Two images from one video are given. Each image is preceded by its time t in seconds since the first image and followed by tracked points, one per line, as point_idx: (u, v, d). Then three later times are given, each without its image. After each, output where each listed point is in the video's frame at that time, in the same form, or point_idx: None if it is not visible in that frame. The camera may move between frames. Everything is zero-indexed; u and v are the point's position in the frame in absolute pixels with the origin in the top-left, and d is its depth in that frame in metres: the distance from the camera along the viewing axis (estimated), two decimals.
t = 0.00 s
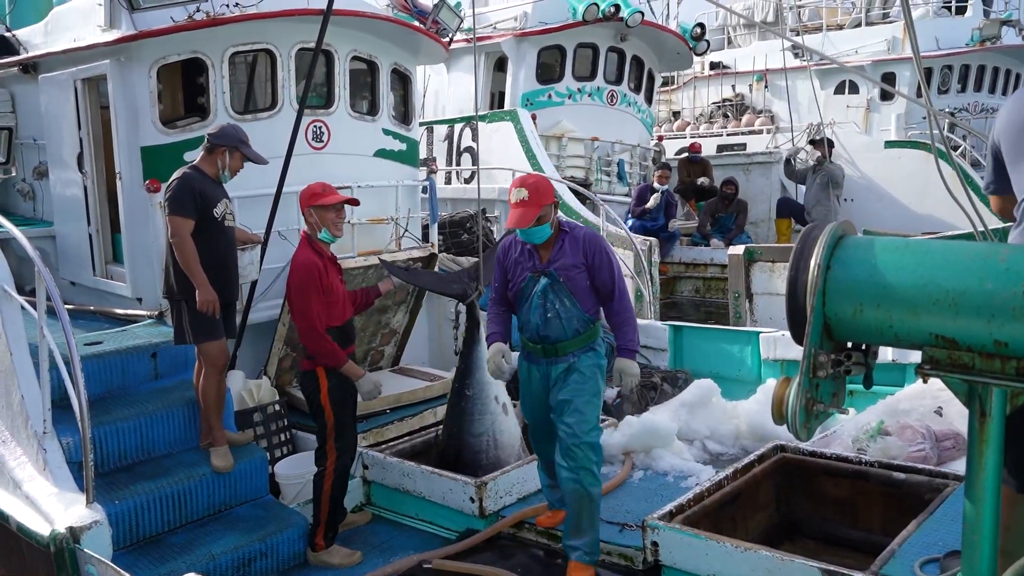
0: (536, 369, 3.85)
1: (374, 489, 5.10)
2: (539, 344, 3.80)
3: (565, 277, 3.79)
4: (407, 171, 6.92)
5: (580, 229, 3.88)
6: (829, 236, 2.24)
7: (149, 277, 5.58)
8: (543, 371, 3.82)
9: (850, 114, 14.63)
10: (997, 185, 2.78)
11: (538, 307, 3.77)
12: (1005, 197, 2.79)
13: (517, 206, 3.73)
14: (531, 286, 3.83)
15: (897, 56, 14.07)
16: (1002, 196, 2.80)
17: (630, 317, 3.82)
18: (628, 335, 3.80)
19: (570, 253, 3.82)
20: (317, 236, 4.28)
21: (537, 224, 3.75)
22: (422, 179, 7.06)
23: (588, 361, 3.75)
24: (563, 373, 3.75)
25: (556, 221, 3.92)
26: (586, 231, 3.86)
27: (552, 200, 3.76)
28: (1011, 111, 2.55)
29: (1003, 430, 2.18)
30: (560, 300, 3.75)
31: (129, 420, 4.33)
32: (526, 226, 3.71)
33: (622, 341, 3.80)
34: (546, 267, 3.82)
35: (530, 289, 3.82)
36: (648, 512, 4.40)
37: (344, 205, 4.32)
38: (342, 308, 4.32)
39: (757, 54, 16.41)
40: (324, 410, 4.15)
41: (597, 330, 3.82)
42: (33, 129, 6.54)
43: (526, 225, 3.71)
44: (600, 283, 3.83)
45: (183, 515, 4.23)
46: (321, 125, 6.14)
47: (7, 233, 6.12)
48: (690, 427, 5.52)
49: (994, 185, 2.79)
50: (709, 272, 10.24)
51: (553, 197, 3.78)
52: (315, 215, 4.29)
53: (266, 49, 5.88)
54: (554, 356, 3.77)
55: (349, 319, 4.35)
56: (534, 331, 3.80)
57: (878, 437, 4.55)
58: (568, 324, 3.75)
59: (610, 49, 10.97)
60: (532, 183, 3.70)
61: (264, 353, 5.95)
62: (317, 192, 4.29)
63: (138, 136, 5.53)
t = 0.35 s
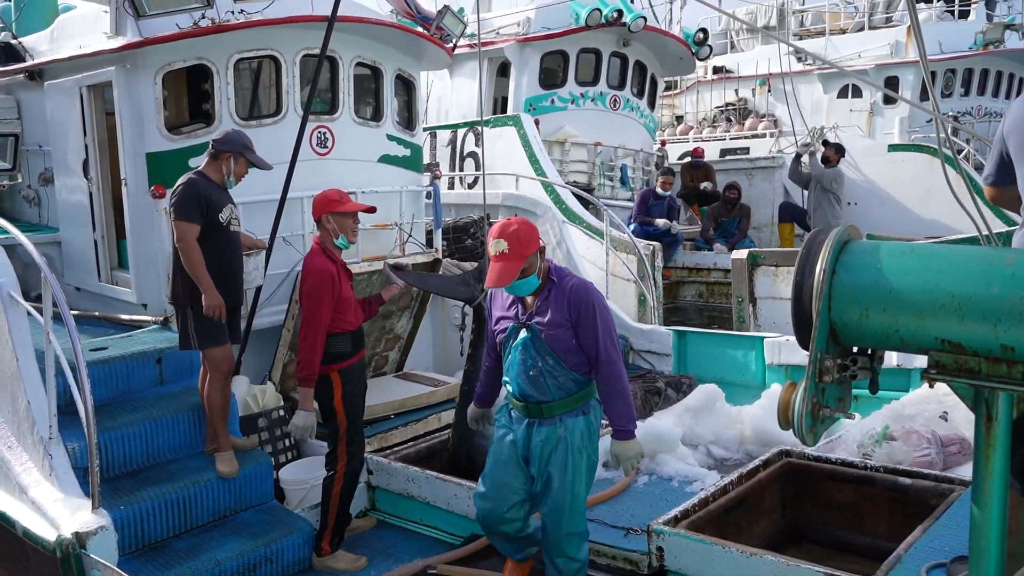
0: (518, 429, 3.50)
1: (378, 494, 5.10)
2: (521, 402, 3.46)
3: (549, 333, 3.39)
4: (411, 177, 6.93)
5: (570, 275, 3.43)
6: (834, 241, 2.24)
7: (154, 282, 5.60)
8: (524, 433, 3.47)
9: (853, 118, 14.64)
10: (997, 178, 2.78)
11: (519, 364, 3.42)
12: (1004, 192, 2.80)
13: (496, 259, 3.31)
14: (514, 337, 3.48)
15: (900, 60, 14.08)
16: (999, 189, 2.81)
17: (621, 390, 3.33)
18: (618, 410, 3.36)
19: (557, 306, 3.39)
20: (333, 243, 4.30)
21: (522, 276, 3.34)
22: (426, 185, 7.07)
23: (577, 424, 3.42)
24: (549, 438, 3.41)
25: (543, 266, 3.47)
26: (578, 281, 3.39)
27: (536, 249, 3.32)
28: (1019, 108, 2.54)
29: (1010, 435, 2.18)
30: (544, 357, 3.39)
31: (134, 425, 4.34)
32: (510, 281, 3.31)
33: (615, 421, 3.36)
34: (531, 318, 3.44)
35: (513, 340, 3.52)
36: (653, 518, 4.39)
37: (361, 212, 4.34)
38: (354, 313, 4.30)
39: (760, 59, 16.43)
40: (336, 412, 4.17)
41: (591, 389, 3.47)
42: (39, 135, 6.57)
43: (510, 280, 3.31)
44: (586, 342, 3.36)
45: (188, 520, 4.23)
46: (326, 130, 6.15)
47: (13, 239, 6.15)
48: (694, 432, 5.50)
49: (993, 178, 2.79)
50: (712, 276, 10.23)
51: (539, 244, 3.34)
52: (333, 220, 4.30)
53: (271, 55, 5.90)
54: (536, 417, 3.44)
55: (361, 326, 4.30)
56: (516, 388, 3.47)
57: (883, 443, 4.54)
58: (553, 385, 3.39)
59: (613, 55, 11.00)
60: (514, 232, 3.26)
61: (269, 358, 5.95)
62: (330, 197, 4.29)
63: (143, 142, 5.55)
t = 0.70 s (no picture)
0: (506, 466, 3.15)
1: (383, 497, 5.10)
2: (508, 435, 3.12)
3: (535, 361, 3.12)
4: (414, 179, 6.94)
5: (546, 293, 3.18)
6: (840, 242, 2.24)
7: (159, 286, 5.61)
8: (515, 469, 3.15)
9: (856, 119, 14.64)
10: (992, 178, 2.69)
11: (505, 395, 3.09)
12: (991, 196, 2.73)
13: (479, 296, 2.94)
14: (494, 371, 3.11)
15: (903, 61, 14.08)
16: (986, 191, 2.73)
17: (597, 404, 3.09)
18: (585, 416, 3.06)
19: (541, 329, 3.11)
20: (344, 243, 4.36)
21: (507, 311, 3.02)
22: (430, 187, 7.08)
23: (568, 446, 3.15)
24: (545, 468, 3.14)
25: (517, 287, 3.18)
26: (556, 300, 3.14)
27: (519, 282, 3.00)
28: None
29: (1017, 435, 2.18)
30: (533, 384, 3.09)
31: (140, 428, 4.35)
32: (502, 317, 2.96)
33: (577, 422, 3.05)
34: (512, 344, 3.11)
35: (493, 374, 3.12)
36: (658, 520, 4.39)
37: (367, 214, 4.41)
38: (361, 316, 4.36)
39: (763, 60, 16.43)
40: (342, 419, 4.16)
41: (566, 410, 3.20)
42: (43, 139, 6.59)
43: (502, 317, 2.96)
44: (570, 361, 3.13)
45: (193, 523, 4.24)
46: (330, 134, 6.17)
47: (18, 242, 6.16)
48: (699, 434, 5.50)
49: (988, 178, 2.71)
50: (715, 278, 10.23)
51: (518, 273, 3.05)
52: (344, 222, 4.35)
53: (275, 58, 5.92)
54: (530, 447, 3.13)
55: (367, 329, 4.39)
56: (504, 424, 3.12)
57: (889, 444, 4.53)
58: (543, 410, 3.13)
59: (615, 56, 11.00)
60: (501, 264, 2.95)
61: (273, 362, 5.96)
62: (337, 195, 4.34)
63: (147, 146, 5.56)
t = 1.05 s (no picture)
0: (508, 484, 3.04)
1: (385, 495, 5.10)
2: (511, 452, 3.03)
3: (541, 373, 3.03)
4: (415, 177, 6.94)
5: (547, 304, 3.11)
6: (843, 238, 2.24)
7: (160, 284, 5.61)
8: (517, 486, 3.04)
9: (856, 115, 14.64)
10: (983, 174, 2.68)
11: (509, 411, 2.99)
12: (978, 191, 2.72)
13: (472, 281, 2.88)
14: (494, 384, 2.99)
15: (904, 57, 14.08)
16: (974, 186, 2.72)
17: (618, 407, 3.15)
18: (617, 421, 3.13)
19: (547, 341, 3.04)
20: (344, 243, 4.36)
21: (498, 308, 2.90)
22: (430, 185, 7.08)
23: (573, 457, 3.07)
24: (546, 481, 3.04)
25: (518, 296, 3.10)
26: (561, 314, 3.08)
27: (514, 278, 2.90)
28: None
29: (1021, 431, 2.18)
30: (537, 398, 3.01)
31: (142, 426, 4.35)
32: (487, 308, 2.85)
33: (615, 431, 3.12)
34: (516, 357, 3.02)
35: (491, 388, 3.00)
36: (660, 517, 4.39)
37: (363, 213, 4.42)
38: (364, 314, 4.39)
39: (763, 56, 16.42)
40: (352, 419, 4.16)
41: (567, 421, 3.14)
42: (43, 138, 6.58)
43: (487, 308, 2.86)
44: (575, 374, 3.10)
45: (196, 521, 4.24)
46: (330, 131, 6.16)
47: (19, 241, 6.17)
48: (700, 431, 5.50)
49: (978, 174, 2.69)
50: (715, 275, 10.22)
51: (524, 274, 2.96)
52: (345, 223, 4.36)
53: (275, 56, 5.91)
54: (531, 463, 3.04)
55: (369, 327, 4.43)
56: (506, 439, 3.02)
57: (891, 440, 4.54)
58: (548, 424, 3.04)
59: (615, 54, 10.99)
60: (503, 253, 2.90)
61: (275, 360, 5.96)
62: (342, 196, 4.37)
63: (147, 144, 5.56)
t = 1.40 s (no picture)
0: (536, 477, 2.87)
1: (387, 491, 5.11)
2: (547, 444, 2.86)
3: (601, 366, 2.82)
4: (417, 174, 6.93)
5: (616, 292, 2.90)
6: (849, 233, 2.23)
7: (162, 281, 5.60)
8: (545, 480, 2.87)
9: (857, 111, 14.63)
10: (978, 172, 2.64)
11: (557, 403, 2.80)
12: (973, 189, 2.67)
13: (526, 232, 2.74)
14: (545, 374, 2.77)
15: (904, 53, 14.07)
16: (969, 184, 2.67)
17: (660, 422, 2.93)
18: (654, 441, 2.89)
19: (608, 333, 2.82)
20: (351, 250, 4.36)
21: (548, 272, 2.69)
22: (432, 181, 7.07)
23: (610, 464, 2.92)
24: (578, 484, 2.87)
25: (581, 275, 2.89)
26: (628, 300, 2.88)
27: (570, 238, 2.73)
28: None
29: None
30: (589, 395, 2.81)
31: (144, 423, 4.35)
32: (531, 262, 2.69)
33: (647, 449, 2.89)
34: (574, 347, 2.80)
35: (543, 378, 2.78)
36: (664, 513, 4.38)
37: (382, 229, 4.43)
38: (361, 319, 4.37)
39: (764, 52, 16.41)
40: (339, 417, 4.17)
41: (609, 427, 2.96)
42: (44, 134, 6.58)
43: (531, 262, 2.69)
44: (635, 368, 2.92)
45: (199, 517, 4.23)
46: (332, 128, 6.15)
47: (21, 238, 6.16)
48: (703, 427, 5.50)
49: (972, 171, 2.65)
50: (716, 270, 10.21)
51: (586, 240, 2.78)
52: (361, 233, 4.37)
53: (277, 52, 5.90)
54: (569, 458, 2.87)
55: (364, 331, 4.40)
56: (546, 435, 2.84)
57: (894, 436, 4.54)
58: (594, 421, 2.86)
59: (616, 49, 10.98)
60: (563, 210, 2.74)
61: (277, 356, 5.96)
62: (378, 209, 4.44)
63: (149, 141, 5.55)
